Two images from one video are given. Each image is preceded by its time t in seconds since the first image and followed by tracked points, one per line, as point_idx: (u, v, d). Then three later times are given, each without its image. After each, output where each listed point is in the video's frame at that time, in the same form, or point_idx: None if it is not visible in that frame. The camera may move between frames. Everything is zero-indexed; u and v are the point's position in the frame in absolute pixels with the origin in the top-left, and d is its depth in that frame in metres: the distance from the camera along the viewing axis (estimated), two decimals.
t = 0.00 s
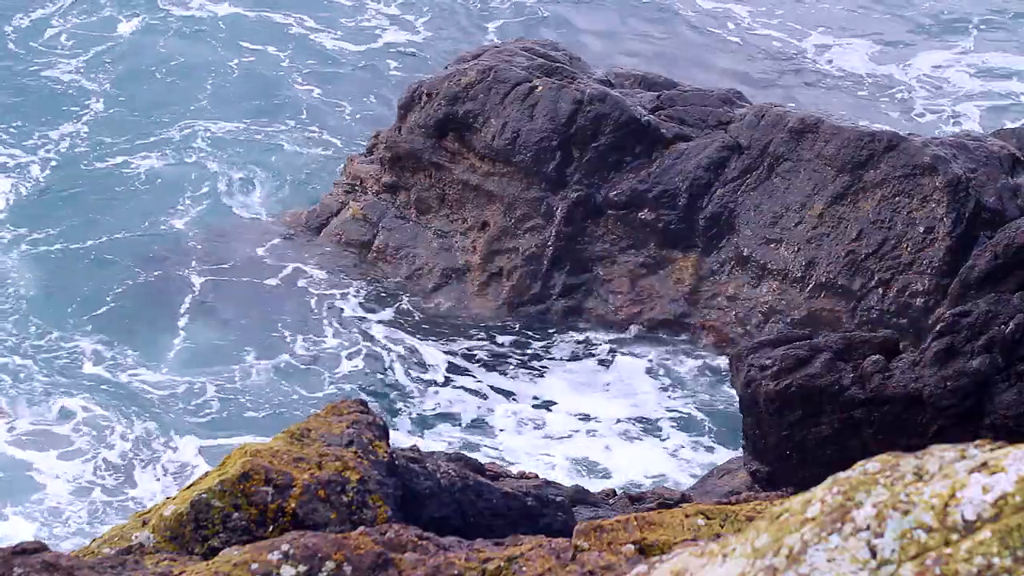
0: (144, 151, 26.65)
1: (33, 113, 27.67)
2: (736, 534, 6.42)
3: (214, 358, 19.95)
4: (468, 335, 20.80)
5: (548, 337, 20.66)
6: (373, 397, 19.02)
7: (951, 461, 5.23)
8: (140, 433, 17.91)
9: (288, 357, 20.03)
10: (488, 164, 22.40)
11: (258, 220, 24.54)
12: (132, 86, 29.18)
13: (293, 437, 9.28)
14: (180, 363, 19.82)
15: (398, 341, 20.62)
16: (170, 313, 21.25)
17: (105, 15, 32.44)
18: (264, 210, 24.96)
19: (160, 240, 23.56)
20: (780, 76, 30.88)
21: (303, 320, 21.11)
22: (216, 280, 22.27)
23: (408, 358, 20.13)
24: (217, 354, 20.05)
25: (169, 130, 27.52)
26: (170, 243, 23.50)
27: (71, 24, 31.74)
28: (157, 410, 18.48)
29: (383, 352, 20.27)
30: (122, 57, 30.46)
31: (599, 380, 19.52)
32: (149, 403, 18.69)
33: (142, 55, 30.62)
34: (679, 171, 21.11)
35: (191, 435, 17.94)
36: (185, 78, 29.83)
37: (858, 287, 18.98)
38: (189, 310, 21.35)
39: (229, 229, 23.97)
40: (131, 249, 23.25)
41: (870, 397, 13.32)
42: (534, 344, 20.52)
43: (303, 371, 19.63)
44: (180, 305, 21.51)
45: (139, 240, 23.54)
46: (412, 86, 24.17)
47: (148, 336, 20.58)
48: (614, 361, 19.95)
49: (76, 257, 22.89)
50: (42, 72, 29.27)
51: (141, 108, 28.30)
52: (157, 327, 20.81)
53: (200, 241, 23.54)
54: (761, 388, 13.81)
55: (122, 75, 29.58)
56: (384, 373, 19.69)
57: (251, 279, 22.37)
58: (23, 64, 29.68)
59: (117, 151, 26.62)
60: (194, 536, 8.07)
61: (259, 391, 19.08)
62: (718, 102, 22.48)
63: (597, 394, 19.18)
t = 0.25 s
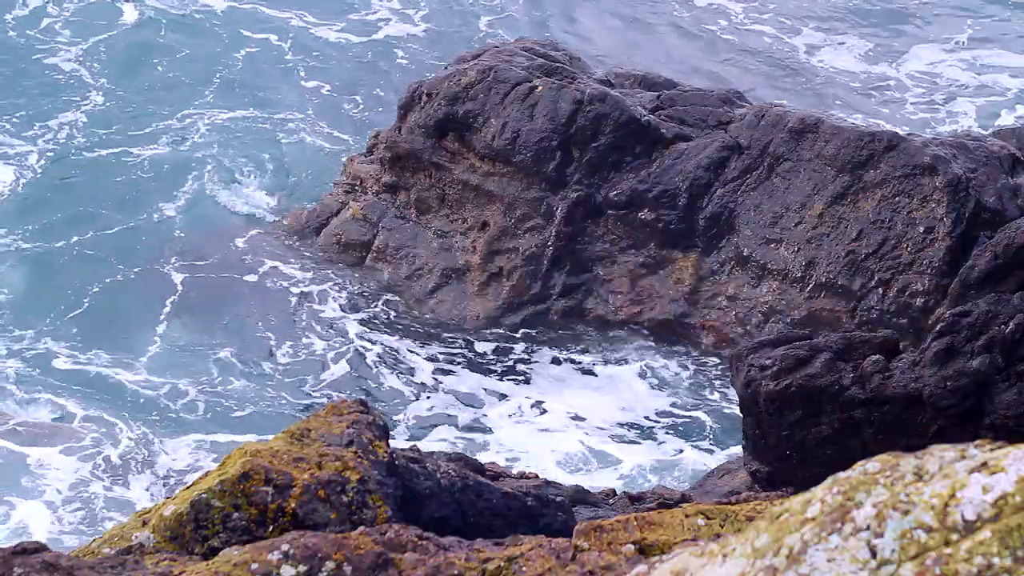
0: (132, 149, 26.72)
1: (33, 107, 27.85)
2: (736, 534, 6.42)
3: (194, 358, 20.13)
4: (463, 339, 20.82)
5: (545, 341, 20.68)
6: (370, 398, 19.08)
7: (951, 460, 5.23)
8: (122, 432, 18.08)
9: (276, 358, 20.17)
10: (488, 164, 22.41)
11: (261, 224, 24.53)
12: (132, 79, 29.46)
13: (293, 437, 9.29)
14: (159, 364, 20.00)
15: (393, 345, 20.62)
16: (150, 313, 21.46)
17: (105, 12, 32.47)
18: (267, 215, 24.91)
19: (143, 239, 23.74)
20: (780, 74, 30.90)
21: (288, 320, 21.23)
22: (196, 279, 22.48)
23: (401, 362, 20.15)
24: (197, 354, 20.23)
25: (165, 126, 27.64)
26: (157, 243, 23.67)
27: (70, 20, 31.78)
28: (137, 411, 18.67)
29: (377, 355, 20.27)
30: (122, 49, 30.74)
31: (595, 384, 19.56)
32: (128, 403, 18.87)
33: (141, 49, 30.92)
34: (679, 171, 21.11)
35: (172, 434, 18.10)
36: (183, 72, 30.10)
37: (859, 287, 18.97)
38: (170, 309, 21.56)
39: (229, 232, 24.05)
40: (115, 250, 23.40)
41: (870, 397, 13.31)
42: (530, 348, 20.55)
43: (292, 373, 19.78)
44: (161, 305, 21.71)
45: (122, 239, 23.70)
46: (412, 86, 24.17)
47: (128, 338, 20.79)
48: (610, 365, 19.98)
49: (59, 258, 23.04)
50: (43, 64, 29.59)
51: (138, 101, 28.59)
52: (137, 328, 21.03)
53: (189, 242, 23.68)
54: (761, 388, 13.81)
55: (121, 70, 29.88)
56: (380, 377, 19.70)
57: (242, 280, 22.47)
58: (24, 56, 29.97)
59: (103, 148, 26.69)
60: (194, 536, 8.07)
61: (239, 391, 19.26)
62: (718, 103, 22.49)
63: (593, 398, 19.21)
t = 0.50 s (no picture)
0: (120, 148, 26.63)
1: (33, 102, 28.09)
2: (736, 534, 6.42)
3: (178, 356, 20.15)
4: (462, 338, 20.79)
5: (543, 341, 20.65)
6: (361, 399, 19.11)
7: (951, 460, 5.23)
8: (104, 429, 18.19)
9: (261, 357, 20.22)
10: (488, 164, 22.40)
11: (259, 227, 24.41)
12: (132, 71, 29.76)
13: (293, 437, 9.28)
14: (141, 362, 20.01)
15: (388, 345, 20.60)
16: (134, 311, 21.48)
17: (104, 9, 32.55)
18: (265, 215, 24.81)
19: (128, 237, 23.73)
20: (780, 76, 30.98)
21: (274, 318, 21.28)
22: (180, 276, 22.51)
23: (397, 362, 20.14)
24: (180, 352, 20.26)
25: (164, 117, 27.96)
26: (145, 239, 23.69)
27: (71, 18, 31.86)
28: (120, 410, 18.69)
29: (370, 356, 20.27)
30: (122, 41, 31.02)
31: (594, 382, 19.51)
32: (111, 402, 18.89)
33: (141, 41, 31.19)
34: (679, 171, 21.11)
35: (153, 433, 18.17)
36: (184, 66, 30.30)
37: (858, 287, 18.97)
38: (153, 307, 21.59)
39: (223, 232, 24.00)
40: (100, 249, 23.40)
41: (870, 397, 13.32)
42: (530, 347, 20.52)
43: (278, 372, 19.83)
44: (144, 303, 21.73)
45: (107, 238, 23.70)
46: (412, 86, 24.17)
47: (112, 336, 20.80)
48: (609, 364, 19.97)
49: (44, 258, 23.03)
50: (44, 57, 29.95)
51: (138, 94, 28.84)
52: (120, 326, 21.06)
53: (177, 240, 23.63)
54: (761, 388, 13.80)
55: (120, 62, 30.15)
56: (376, 379, 19.69)
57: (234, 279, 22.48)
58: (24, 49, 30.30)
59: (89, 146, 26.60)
60: (194, 536, 8.07)
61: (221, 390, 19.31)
62: (718, 103, 22.49)
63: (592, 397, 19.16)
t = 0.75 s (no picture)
0: (111, 146, 26.78)
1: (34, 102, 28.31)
2: (736, 534, 6.42)
3: (171, 354, 20.26)
4: (462, 335, 20.77)
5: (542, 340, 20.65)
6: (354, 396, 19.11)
7: (951, 461, 5.23)
8: (96, 427, 18.27)
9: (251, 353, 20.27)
10: (488, 164, 22.41)
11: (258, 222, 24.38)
12: (134, 71, 29.97)
13: (293, 437, 9.29)
14: (127, 359, 20.08)
15: (387, 341, 20.62)
16: (120, 310, 21.58)
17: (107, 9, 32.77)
18: (265, 207, 24.93)
19: (117, 236, 23.84)
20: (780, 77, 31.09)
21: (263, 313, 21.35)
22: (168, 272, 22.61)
23: (395, 359, 20.15)
24: (174, 350, 20.37)
25: (165, 109, 28.45)
26: (137, 234, 23.88)
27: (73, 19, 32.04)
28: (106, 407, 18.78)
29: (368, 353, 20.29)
30: (125, 41, 31.29)
31: (595, 380, 19.47)
32: (100, 399, 19.00)
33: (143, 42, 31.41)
34: (679, 171, 21.11)
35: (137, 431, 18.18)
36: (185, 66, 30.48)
37: (858, 287, 18.96)
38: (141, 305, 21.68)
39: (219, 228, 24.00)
40: (88, 248, 23.50)
41: (870, 397, 13.32)
42: (529, 347, 20.52)
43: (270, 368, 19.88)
44: (132, 301, 21.83)
45: (95, 237, 23.80)
46: (412, 86, 24.19)
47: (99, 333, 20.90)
48: (610, 362, 19.91)
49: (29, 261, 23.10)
50: (47, 56, 30.17)
51: (141, 86, 29.35)
52: (106, 323, 21.17)
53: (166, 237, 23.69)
54: (761, 388, 13.80)
55: (123, 61, 30.38)
56: (374, 377, 19.67)
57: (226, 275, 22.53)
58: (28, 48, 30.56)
59: (77, 147, 26.71)
60: (194, 536, 8.07)
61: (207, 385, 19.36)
62: (718, 103, 22.49)
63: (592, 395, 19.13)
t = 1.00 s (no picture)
0: (101, 144, 26.71)
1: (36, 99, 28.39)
2: (736, 534, 6.43)
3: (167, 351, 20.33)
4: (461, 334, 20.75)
5: (542, 339, 20.64)
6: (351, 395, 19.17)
7: (951, 460, 5.23)
8: (94, 429, 18.35)
9: (246, 352, 20.31)
10: (488, 164, 22.42)
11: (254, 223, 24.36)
12: (135, 68, 30.08)
13: (293, 437, 9.29)
14: (117, 358, 20.12)
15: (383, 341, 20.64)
16: (109, 308, 21.61)
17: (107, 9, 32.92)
18: (265, 203, 25.03)
19: (107, 233, 23.85)
20: (779, 76, 31.08)
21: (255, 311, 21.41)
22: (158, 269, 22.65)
23: (393, 360, 20.15)
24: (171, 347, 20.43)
25: (165, 102, 28.67)
26: (132, 230, 23.97)
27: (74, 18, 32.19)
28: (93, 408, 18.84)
29: (364, 353, 20.29)
30: (128, 39, 31.45)
31: (595, 380, 19.43)
32: (96, 398, 19.06)
33: (144, 40, 31.52)
34: (679, 171, 21.11)
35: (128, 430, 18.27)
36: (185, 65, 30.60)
37: (859, 287, 18.94)
38: (131, 302, 21.70)
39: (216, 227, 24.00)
40: (76, 246, 23.51)
41: (870, 398, 13.31)
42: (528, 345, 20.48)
43: (265, 367, 19.92)
44: (121, 299, 21.87)
45: (85, 235, 23.81)
46: (412, 86, 24.20)
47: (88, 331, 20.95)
48: (611, 360, 19.88)
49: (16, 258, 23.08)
50: (49, 54, 30.28)
51: (142, 79, 29.63)
52: (101, 320, 21.25)
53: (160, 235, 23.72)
54: (761, 388, 13.80)
55: (126, 59, 30.50)
56: (373, 376, 19.68)
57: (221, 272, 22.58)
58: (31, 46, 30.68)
59: (65, 143, 26.65)
60: (194, 536, 8.07)
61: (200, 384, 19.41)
62: (718, 103, 22.49)
63: (592, 394, 19.11)
